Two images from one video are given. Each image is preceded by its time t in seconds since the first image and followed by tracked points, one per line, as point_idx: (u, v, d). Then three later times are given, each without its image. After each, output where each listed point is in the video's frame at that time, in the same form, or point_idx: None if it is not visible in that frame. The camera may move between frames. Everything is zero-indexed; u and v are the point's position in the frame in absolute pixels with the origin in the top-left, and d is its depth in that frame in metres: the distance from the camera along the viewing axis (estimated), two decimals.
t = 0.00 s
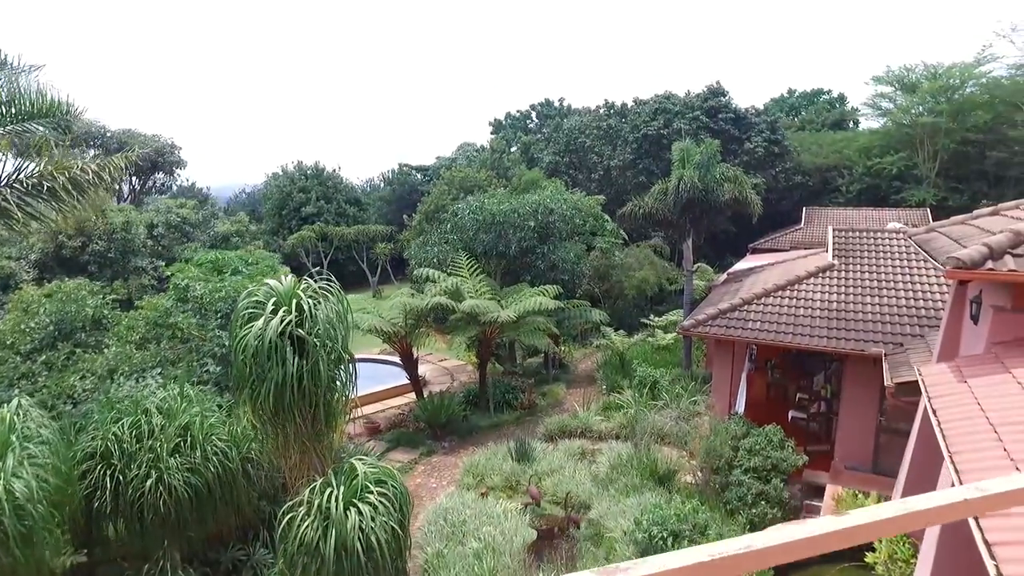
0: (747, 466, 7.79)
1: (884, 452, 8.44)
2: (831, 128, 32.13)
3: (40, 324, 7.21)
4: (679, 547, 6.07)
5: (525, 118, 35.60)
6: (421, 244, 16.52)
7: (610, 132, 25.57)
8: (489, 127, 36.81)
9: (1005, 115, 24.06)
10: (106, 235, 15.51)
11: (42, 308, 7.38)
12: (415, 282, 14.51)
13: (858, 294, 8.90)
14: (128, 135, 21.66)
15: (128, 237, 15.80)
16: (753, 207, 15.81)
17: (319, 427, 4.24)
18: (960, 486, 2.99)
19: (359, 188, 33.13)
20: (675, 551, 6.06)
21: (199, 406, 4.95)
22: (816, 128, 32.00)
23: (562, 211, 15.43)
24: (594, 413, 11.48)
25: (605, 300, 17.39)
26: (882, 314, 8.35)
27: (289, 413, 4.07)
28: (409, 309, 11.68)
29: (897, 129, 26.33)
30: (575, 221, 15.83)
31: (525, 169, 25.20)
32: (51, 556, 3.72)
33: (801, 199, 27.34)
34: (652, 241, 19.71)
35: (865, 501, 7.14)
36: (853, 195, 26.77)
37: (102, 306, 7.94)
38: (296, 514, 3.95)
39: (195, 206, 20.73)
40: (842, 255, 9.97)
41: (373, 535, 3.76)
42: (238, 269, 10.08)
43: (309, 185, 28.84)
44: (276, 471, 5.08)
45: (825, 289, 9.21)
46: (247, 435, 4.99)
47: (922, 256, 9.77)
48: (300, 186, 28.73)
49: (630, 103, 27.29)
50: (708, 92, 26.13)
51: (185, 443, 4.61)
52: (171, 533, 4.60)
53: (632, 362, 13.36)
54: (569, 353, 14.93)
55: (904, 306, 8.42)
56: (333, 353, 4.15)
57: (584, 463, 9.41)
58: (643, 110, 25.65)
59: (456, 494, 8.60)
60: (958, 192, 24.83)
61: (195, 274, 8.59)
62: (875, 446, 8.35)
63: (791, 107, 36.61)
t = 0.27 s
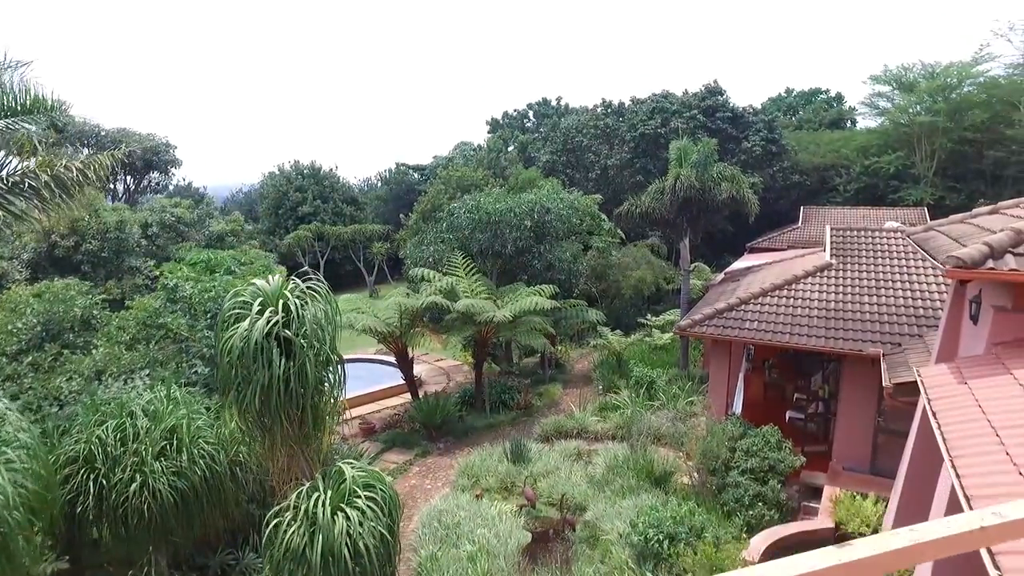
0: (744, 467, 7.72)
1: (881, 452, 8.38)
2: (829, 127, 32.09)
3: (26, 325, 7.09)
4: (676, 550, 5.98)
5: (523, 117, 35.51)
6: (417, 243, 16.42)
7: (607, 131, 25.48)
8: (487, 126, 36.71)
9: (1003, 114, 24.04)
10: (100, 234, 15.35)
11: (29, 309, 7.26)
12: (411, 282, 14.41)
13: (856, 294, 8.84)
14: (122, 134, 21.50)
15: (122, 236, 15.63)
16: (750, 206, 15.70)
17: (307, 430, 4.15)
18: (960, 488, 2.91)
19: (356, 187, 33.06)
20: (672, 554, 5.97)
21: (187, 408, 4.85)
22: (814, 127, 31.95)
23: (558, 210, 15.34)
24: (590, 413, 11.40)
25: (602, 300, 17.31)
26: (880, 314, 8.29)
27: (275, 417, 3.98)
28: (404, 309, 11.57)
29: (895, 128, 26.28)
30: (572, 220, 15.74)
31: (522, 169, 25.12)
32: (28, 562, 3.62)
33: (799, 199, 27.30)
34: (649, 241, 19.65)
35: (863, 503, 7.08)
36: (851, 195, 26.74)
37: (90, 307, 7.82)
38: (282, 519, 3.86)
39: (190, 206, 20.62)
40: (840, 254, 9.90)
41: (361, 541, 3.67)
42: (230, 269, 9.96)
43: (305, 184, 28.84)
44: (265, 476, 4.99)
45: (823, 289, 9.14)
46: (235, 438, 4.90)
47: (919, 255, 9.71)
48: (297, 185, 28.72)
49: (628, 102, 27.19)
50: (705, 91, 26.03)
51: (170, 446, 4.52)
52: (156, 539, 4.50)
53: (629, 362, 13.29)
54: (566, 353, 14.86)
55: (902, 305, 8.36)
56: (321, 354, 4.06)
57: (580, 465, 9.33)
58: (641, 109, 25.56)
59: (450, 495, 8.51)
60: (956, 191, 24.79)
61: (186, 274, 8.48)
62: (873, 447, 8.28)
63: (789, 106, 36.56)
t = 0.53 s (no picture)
0: (741, 467, 7.65)
1: (878, 452, 8.32)
2: (826, 125, 32.06)
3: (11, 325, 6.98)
4: (671, 553, 5.90)
5: (519, 115, 35.41)
6: (412, 242, 16.32)
7: (604, 129, 25.38)
8: (483, 124, 36.60)
9: (998, 112, 24.03)
10: (92, 233, 15.16)
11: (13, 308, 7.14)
12: (405, 281, 14.30)
13: (853, 292, 8.77)
14: (115, 132, 21.31)
15: (114, 235, 15.49)
16: (747, 204, 15.61)
17: (292, 434, 4.06)
18: (960, 491, 2.82)
19: (352, 185, 32.94)
20: (667, 556, 5.90)
21: (171, 411, 4.74)
22: (811, 125, 31.90)
23: (554, 208, 15.24)
24: (585, 413, 11.32)
25: (599, 299, 17.23)
26: (877, 313, 8.22)
27: (260, 419, 3.88)
28: (399, 308, 11.47)
29: (891, 126, 26.23)
30: (568, 219, 15.64)
31: (518, 167, 25.04)
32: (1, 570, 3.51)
33: (796, 197, 27.26)
34: (645, 239, 19.58)
35: (860, 503, 7.02)
36: (848, 193, 26.72)
37: (76, 307, 7.69)
38: (266, 524, 3.76)
39: (183, 204, 20.50)
40: (837, 253, 9.82)
41: (348, 547, 3.58)
42: (220, 268, 9.83)
43: (301, 183, 28.76)
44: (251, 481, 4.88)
45: (820, 288, 9.06)
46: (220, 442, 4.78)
47: (916, 253, 9.65)
48: (293, 184, 28.67)
49: (624, 100, 27.09)
50: (702, 89, 25.91)
51: (153, 450, 4.40)
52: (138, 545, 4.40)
53: (625, 361, 13.22)
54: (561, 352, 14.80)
55: (899, 305, 8.29)
56: (306, 356, 3.97)
57: (575, 465, 9.26)
58: (637, 107, 25.44)
59: (443, 496, 8.41)
60: (952, 189, 24.78)
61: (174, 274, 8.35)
62: (870, 447, 8.22)
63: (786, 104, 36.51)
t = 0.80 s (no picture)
0: (734, 466, 7.60)
1: (872, 451, 8.28)
2: (821, 122, 32.06)
3: None
4: (663, 554, 5.85)
5: (514, 112, 35.31)
6: (405, 239, 16.22)
7: (599, 126, 25.30)
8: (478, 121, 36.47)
9: (993, 109, 24.04)
10: (82, 230, 14.99)
11: None
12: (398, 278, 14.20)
13: (847, 290, 8.73)
14: (106, 129, 21.13)
15: (104, 233, 15.33)
16: (742, 200, 15.54)
17: (275, 435, 3.98)
18: (953, 492, 2.76)
19: (346, 182, 32.79)
20: (660, 557, 5.84)
21: (154, 412, 4.65)
22: (807, 122, 31.89)
23: (548, 205, 15.15)
24: (579, 411, 11.26)
25: (593, 296, 17.17)
26: (871, 311, 8.17)
27: (242, 420, 3.80)
28: (391, 306, 11.38)
29: (886, 123, 26.22)
30: (562, 216, 15.56)
31: (513, 164, 24.95)
32: None
33: (791, 193, 27.24)
34: (640, 236, 19.53)
35: (854, 502, 6.99)
36: (843, 190, 26.72)
37: (60, 305, 7.57)
38: (248, 527, 3.68)
39: (175, 201, 20.34)
40: (831, 250, 9.78)
41: (331, 550, 3.50)
42: (209, 266, 9.71)
43: (295, 180, 28.63)
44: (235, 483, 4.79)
45: (814, 285, 9.01)
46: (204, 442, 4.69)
47: (910, 251, 9.62)
48: (287, 181, 28.55)
49: (619, 97, 27.00)
50: (697, 85, 25.81)
51: (135, 452, 4.31)
52: (119, 549, 4.31)
53: (619, 359, 13.16)
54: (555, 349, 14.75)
55: (893, 302, 8.25)
56: (290, 355, 3.89)
57: (568, 464, 9.20)
58: (632, 104, 25.34)
59: (435, 496, 8.34)
60: (947, 186, 24.80)
61: (161, 272, 8.23)
62: (864, 445, 8.18)
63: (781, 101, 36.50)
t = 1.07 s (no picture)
0: (725, 463, 7.57)
1: (863, 447, 8.27)
2: (814, 118, 32.10)
3: None
4: (652, 553, 5.82)
5: (508, 109, 35.24)
6: (397, 235, 16.14)
7: (592, 122, 25.24)
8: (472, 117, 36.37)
9: (985, 106, 24.09)
10: (70, 227, 14.83)
11: None
12: (389, 275, 14.12)
13: (838, 286, 8.70)
14: (95, 125, 20.93)
15: (93, 230, 15.20)
16: (735, 196, 15.49)
17: (255, 436, 3.90)
18: (940, 492, 2.71)
19: (339, 179, 32.64)
20: (649, 555, 5.81)
21: (134, 412, 4.55)
22: (800, 118, 31.92)
23: (540, 202, 15.08)
24: (571, 408, 11.22)
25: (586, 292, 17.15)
26: (863, 307, 8.16)
27: (222, 420, 3.72)
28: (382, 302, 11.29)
29: (879, 119, 26.24)
30: (554, 212, 15.49)
31: (506, 160, 24.91)
32: None
33: (785, 190, 27.27)
34: (633, 233, 19.52)
35: (845, 499, 6.97)
36: (836, 186, 26.74)
37: (42, 303, 7.45)
38: (226, 529, 3.61)
39: (166, 197, 20.19)
40: (823, 246, 9.75)
41: (311, 552, 3.43)
42: (196, 263, 9.60)
43: (288, 177, 28.51)
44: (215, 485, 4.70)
45: (806, 281, 8.98)
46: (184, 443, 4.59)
47: (902, 247, 9.60)
48: (280, 178, 28.44)
49: (613, 93, 26.94)
50: (690, 81, 25.75)
51: (113, 452, 4.22)
52: (94, 553, 4.22)
53: (611, 356, 13.13)
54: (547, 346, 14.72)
55: (885, 299, 8.23)
56: (269, 355, 3.81)
57: (560, 461, 9.15)
58: (625, 100, 25.24)
59: (425, 494, 8.29)
60: (939, 183, 24.87)
61: (146, 269, 8.13)
62: (855, 441, 8.16)
63: (775, 97, 36.54)
